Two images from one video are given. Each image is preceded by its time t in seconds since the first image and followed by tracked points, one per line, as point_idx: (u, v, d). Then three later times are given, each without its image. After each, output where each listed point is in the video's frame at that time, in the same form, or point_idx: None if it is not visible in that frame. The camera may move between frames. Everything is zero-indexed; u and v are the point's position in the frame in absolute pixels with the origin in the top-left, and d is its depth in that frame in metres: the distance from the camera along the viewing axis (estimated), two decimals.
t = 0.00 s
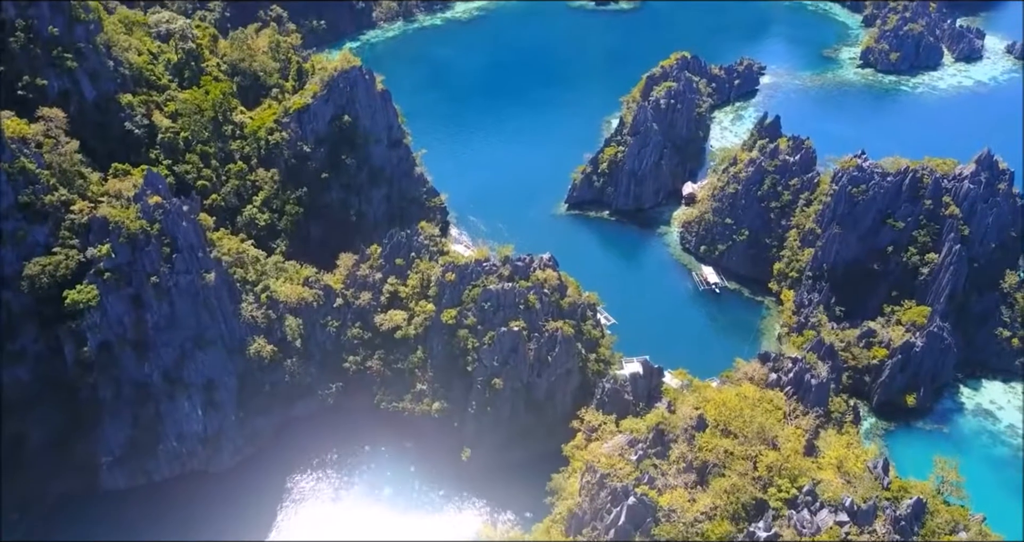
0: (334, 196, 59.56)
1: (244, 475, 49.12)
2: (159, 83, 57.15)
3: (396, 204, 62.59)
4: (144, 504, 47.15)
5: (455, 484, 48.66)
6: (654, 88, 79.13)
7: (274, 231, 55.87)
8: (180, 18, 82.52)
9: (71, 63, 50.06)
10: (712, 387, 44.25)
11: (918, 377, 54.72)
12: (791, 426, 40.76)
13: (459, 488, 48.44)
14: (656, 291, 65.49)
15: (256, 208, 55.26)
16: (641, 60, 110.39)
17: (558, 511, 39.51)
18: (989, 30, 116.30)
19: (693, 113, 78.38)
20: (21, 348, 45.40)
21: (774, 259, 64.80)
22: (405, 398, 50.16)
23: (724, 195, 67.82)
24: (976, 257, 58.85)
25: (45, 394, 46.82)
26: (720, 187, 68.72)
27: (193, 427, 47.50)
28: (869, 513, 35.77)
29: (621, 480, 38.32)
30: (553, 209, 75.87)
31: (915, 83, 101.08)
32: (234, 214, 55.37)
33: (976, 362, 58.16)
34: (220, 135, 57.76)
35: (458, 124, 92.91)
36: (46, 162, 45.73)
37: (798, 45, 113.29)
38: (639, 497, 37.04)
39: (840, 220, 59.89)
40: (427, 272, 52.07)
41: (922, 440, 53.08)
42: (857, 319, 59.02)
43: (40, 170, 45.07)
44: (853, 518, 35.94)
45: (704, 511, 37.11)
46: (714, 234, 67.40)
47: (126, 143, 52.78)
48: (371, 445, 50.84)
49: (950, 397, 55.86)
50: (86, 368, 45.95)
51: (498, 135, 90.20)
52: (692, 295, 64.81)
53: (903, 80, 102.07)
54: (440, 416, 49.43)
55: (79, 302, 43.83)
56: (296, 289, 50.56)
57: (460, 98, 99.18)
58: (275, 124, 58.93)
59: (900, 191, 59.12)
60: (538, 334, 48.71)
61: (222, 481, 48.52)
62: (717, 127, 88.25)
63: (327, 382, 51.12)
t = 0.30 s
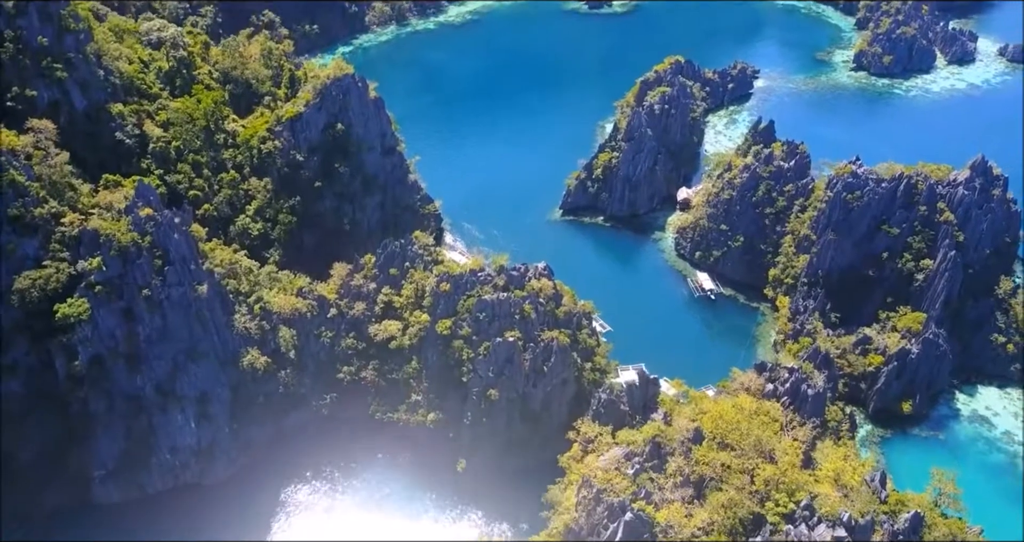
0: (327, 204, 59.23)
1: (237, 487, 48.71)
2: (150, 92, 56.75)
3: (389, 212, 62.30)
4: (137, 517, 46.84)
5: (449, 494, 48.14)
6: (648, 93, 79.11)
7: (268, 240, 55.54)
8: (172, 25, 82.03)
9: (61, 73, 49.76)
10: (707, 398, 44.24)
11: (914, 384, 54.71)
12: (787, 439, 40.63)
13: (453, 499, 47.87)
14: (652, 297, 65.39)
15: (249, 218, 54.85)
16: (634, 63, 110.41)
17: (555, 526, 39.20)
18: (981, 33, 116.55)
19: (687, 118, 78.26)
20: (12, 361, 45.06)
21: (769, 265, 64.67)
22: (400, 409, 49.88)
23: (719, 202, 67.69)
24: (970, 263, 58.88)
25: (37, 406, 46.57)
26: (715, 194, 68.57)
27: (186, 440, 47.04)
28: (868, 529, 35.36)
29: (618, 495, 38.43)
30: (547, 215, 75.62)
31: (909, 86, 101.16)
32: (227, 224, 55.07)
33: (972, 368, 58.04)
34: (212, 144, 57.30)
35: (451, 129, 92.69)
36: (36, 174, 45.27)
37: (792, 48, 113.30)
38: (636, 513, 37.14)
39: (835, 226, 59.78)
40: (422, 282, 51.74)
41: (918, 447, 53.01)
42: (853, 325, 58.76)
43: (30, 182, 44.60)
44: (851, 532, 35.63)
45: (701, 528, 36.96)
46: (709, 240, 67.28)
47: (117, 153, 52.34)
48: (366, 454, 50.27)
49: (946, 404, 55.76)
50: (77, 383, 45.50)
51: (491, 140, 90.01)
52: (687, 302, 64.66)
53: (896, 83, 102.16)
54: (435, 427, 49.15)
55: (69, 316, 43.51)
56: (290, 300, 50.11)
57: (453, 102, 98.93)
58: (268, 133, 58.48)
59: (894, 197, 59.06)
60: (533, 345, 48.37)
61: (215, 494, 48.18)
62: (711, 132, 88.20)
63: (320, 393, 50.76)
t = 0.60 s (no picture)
0: (320, 214, 58.84)
1: (230, 503, 48.23)
2: (139, 103, 56.18)
3: (382, 221, 61.91)
4: (128, 533, 46.52)
5: (442, 508, 47.59)
6: (641, 98, 78.84)
7: (260, 251, 55.28)
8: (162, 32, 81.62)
9: (49, 86, 49.47)
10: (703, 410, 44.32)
11: (909, 392, 54.61)
12: (784, 452, 40.65)
13: (446, 512, 47.31)
14: (646, 304, 65.17)
15: (241, 230, 54.41)
16: (627, 67, 110.34)
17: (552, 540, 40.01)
18: (973, 35, 116.79)
19: (680, 124, 78.07)
20: (3, 377, 45.41)
21: (763, 273, 64.53)
22: (394, 423, 49.64)
23: (713, 209, 67.47)
24: (964, 271, 58.95)
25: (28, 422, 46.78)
26: (709, 200, 68.36)
27: (178, 455, 46.52)
28: None
29: (614, 512, 38.36)
30: (541, 222, 75.33)
31: (901, 90, 101.32)
32: (219, 235, 54.72)
33: (966, 375, 58.08)
34: (203, 155, 56.71)
35: (444, 135, 92.36)
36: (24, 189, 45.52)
37: (784, 52, 113.33)
38: (632, 531, 37.57)
39: (828, 234, 59.71)
40: (415, 294, 51.34)
41: (914, 455, 52.86)
42: (847, 333, 58.87)
43: (18, 197, 44.81)
44: None
45: None
46: (702, 248, 67.16)
47: (107, 165, 51.92)
48: (359, 466, 49.76)
49: (941, 412, 55.65)
50: (69, 399, 45.38)
51: (484, 146, 89.71)
52: (681, 310, 64.43)
53: (888, 87, 102.29)
54: (429, 440, 48.90)
55: (59, 331, 43.32)
56: (282, 313, 49.68)
57: (445, 108, 98.64)
58: (259, 143, 58.04)
59: (888, 204, 59.00)
60: (529, 356, 48.07)
61: (208, 510, 47.74)
62: (704, 137, 88.11)
63: (314, 405, 50.64)
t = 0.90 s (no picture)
0: (313, 224, 58.55)
1: (223, 516, 47.83)
2: (130, 112, 55.76)
3: (375, 229, 61.44)
4: None
5: (436, 519, 47.13)
6: (635, 104, 78.74)
7: (252, 261, 54.88)
8: (153, 38, 81.27)
9: (38, 97, 49.30)
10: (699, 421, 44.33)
11: (904, 399, 54.57)
12: (780, 465, 40.44)
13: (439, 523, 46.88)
14: (639, 311, 65.01)
15: (233, 239, 54.21)
16: (621, 71, 110.18)
17: None
18: (965, 37, 117.11)
19: (674, 129, 77.91)
20: None
21: (758, 279, 64.38)
22: (389, 433, 49.08)
23: (708, 215, 67.37)
24: (959, 277, 58.98)
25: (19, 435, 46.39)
26: (704, 207, 68.25)
27: (171, 468, 46.12)
28: None
29: (611, 528, 38.73)
30: (535, 229, 75.09)
31: (894, 93, 101.45)
32: (211, 245, 54.26)
33: (961, 381, 58.06)
34: (195, 165, 56.24)
35: (437, 139, 92.14)
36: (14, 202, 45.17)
37: (777, 55, 113.43)
38: None
39: (823, 240, 59.63)
40: (410, 306, 51.23)
41: (911, 462, 52.89)
42: (842, 339, 58.65)
43: (7, 211, 44.53)
44: None
45: None
46: (697, 254, 67.06)
47: (97, 176, 51.60)
48: (353, 478, 49.31)
49: (937, 419, 55.52)
50: (60, 414, 45.13)
51: (477, 150, 89.47)
52: (676, 317, 64.21)
53: (881, 90, 102.42)
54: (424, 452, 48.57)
55: (49, 346, 43.08)
56: (275, 324, 49.32)
57: (438, 112, 98.40)
58: (252, 152, 57.75)
59: (882, 211, 59.02)
60: (524, 367, 47.78)
61: (201, 523, 47.34)
62: (698, 141, 88.05)
63: (308, 417, 49.82)
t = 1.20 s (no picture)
0: (306, 233, 58.19)
1: (216, 528, 47.10)
2: (121, 122, 55.41)
3: (369, 238, 61.06)
4: None
5: (432, 530, 46.42)
6: (628, 109, 78.60)
7: (245, 272, 54.56)
8: (144, 45, 80.63)
9: (27, 108, 48.95)
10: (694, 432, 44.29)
11: (899, 406, 54.57)
12: (777, 478, 40.38)
13: (436, 534, 46.23)
14: (635, 318, 64.78)
15: (225, 250, 53.78)
16: (614, 75, 109.95)
17: None
18: (957, 41, 117.34)
19: (668, 134, 77.68)
20: None
21: (753, 286, 64.25)
22: (384, 445, 48.80)
23: (702, 222, 67.22)
24: (953, 283, 59.02)
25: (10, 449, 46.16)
26: (698, 213, 68.13)
27: (164, 482, 45.93)
28: None
29: None
30: (530, 236, 74.80)
31: (887, 97, 101.53)
32: (204, 255, 54.02)
33: (956, 387, 57.98)
34: (187, 175, 55.81)
35: (430, 145, 91.71)
36: (3, 215, 44.75)
37: (770, 59, 113.44)
38: None
39: (818, 247, 59.57)
40: (404, 317, 50.93)
41: (907, 470, 52.76)
42: (838, 346, 58.72)
43: None
44: None
45: None
46: (692, 261, 66.95)
47: (88, 188, 51.33)
48: (347, 489, 48.63)
49: (933, 426, 55.40)
50: (51, 429, 44.63)
51: (471, 156, 89.14)
52: (671, 324, 64.02)
53: (874, 93, 102.50)
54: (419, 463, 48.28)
55: (40, 361, 42.75)
56: (269, 336, 49.07)
57: (431, 117, 98.02)
58: (244, 162, 57.17)
59: (877, 218, 58.86)
60: (519, 378, 47.28)
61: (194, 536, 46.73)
62: (692, 146, 87.97)
63: (302, 429, 49.61)
